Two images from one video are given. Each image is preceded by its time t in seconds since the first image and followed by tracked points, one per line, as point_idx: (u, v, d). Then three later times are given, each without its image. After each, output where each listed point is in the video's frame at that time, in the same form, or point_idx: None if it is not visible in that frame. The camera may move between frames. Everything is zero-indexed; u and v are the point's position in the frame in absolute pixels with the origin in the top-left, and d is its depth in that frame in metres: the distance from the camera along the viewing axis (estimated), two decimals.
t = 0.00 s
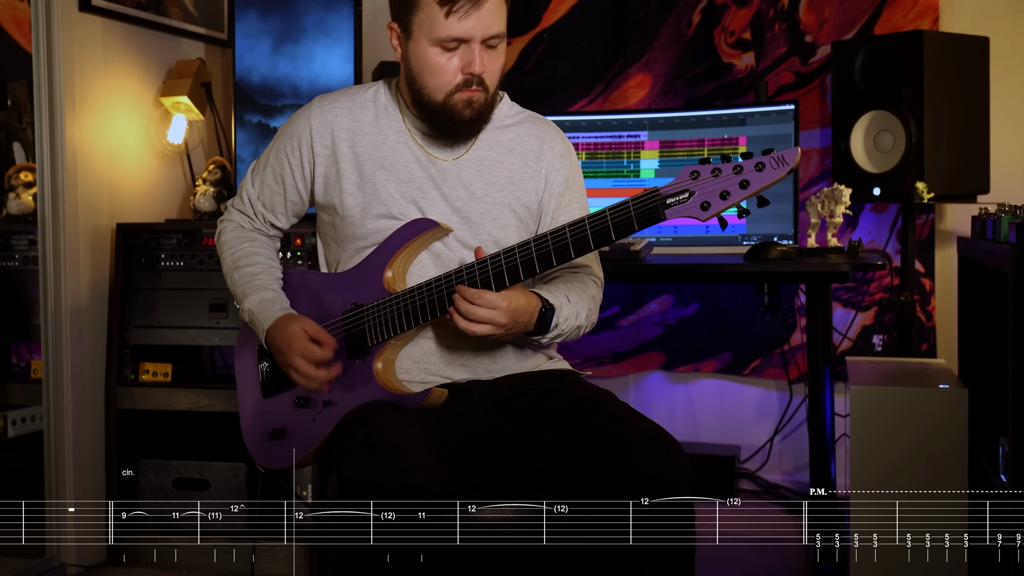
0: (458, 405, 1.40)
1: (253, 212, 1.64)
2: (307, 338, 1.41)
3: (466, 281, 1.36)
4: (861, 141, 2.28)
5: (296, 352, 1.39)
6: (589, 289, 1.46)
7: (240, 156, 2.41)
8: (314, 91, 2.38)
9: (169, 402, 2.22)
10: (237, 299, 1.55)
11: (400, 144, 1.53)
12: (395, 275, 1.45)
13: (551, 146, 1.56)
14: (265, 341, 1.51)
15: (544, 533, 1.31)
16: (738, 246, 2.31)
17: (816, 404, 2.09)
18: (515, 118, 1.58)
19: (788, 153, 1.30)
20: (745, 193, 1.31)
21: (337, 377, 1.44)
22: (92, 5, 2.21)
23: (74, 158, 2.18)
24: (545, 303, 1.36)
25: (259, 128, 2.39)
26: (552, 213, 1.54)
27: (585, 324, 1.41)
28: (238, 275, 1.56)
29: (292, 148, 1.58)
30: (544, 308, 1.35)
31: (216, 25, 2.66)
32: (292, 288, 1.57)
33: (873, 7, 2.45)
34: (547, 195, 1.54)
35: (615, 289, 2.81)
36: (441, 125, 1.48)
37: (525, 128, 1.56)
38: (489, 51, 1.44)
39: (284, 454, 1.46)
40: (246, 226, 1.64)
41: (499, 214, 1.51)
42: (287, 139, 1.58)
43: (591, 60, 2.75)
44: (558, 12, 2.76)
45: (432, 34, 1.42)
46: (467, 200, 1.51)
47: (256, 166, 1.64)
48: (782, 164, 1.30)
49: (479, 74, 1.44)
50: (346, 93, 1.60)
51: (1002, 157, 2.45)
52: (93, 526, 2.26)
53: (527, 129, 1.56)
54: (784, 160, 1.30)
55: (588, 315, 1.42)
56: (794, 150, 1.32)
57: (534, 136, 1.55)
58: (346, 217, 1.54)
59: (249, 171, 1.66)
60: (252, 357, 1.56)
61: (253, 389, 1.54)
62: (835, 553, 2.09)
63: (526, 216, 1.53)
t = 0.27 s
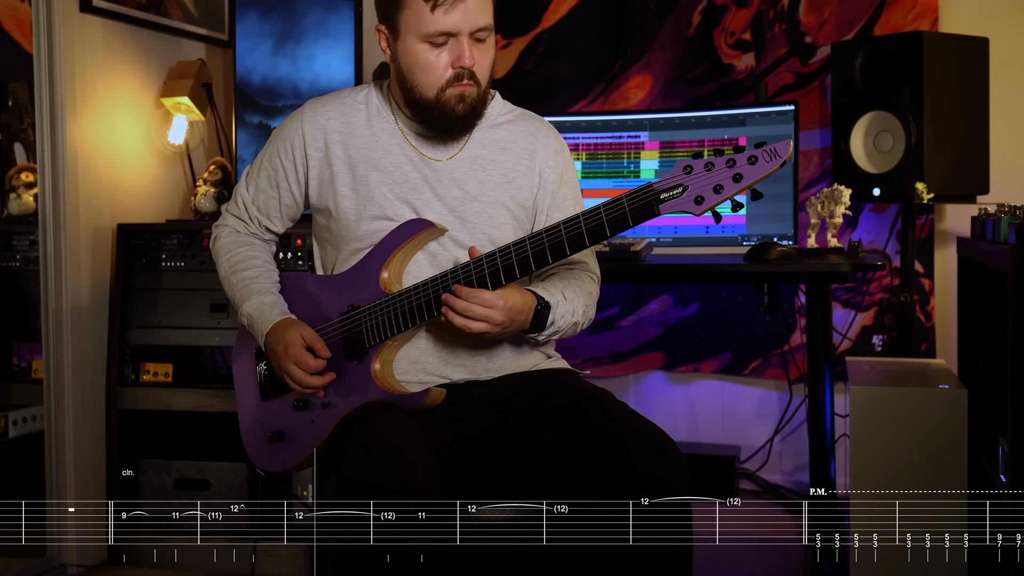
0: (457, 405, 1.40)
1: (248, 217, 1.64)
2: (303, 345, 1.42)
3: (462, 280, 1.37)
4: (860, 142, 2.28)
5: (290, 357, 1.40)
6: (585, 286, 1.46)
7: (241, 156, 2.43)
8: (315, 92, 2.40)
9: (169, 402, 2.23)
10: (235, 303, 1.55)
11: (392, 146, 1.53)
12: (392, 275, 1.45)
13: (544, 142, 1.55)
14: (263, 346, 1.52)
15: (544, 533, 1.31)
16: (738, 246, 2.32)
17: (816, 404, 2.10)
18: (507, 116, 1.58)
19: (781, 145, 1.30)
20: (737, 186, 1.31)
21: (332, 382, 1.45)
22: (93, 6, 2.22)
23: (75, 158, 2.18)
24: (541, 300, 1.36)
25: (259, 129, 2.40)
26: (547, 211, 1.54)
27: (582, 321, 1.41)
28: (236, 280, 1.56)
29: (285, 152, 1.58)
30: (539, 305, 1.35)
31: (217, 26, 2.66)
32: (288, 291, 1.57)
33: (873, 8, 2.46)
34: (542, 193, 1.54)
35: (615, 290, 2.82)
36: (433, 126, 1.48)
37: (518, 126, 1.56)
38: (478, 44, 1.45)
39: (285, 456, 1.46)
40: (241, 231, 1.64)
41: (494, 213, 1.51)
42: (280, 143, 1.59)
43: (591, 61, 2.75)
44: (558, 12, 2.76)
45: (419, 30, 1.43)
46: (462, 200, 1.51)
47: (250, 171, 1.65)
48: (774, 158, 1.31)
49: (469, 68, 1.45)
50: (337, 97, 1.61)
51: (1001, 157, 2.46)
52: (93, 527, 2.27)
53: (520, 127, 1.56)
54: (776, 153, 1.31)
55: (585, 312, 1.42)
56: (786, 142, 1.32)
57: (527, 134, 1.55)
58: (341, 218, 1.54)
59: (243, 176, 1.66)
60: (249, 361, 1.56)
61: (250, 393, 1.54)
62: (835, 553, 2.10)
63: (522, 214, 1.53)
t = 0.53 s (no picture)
0: (458, 405, 1.40)
1: (252, 218, 1.65)
2: (304, 349, 1.42)
3: (463, 281, 1.37)
4: (860, 142, 2.28)
5: (292, 363, 1.40)
6: (585, 288, 1.46)
7: (241, 157, 2.40)
8: (315, 93, 2.41)
9: (170, 403, 2.23)
10: (237, 304, 1.56)
11: (396, 147, 1.54)
12: (392, 276, 1.46)
13: (547, 143, 1.56)
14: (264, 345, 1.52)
15: (544, 533, 1.32)
16: (738, 246, 2.33)
17: (816, 404, 2.10)
18: (511, 117, 1.58)
19: (783, 148, 1.32)
20: (740, 190, 1.33)
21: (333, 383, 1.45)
22: (94, 6, 2.22)
23: (77, 159, 2.19)
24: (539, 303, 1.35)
25: (260, 130, 2.39)
26: (550, 212, 1.54)
27: (581, 324, 1.42)
28: (238, 280, 1.56)
29: (289, 153, 1.58)
30: (536, 308, 1.35)
31: (218, 27, 2.67)
32: (290, 291, 1.58)
33: (872, 9, 2.46)
34: (545, 194, 1.54)
35: (615, 290, 2.82)
36: (437, 123, 1.48)
37: (522, 127, 1.56)
38: (479, 40, 1.46)
39: (285, 455, 1.46)
40: (244, 232, 1.65)
41: (497, 215, 1.51)
42: (284, 144, 1.59)
43: (591, 61, 2.76)
44: (558, 13, 2.77)
45: (420, 28, 1.44)
46: (465, 201, 1.51)
47: (253, 172, 1.65)
48: (776, 160, 1.32)
49: (471, 64, 1.45)
50: (341, 97, 1.61)
51: (1000, 158, 2.46)
52: (95, 527, 2.27)
53: (524, 128, 1.56)
54: (778, 156, 1.32)
55: (585, 314, 1.43)
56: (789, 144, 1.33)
57: (531, 135, 1.55)
58: (344, 219, 1.54)
59: (246, 177, 1.67)
60: (251, 360, 1.56)
61: (252, 393, 1.54)
62: (835, 553, 2.10)
63: (524, 215, 1.53)
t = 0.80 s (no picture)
0: (460, 406, 1.40)
1: (262, 210, 1.64)
2: (308, 343, 1.42)
3: (470, 284, 1.37)
4: (860, 143, 2.29)
5: (295, 356, 1.41)
6: (593, 297, 1.46)
7: (241, 157, 2.41)
8: (316, 93, 2.42)
9: (171, 403, 2.23)
10: (244, 297, 1.56)
11: (409, 146, 1.54)
12: (399, 277, 1.46)
13: (560, 151, 1.57)
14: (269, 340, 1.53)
15: (544, 533, 1.31)
16: (738, 247, 2.32)
17: (816, 404, 2.10)
18: (525, 123, 1.59)
19: (795, 164, 1.32)
20: (751, 205, 1.32)
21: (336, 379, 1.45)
22: (94, 7, 2.23)
23: (78, 160, 2.19)
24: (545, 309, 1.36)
25: (261, 130, 2.39)
26: (560, 219, 1.55)
27: (586, 332, 1.42)
28: (247, 273, 1.57)
29: (302, 148, 1.58)
30: (543, 314, 1.36)
31: (219, 28, 2.67)
32: (297, 287, 1.57)
33: (873, 9, 2.46)
34: (556, 201, 1.55)
35: (615, 291, 2.82)
36: (451, 128, 1.48)
37: (535, 133, 1.57)
38: (499, 56, 1.44)
39: (285, 451, 1.46)
40: (255, 224, 1.64)
41: (507, 219, 1.52)
42: (297, 138, 1.59)
43: (591, 62, 2.76)
44: (559, 14, 2.77)
45: (441, 39, 1.43)
46: (475, 204, 1.51)
47: (266, 164, 1.64)
48: (788, 176, 1.32)
49: (489, 79, 1.45)
50: (357, 94, 1.61)
51: (1000, 158, 2.46)
52: (95, 527, 2.27)
53: (537, 134, 1.57)
54: (791, 172, 1.32)
55: (590, 323, 1.43)
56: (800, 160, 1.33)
57: (544, 142, 1.56)
58: (354, 218, 1.54)
59: (259, 169, 1.66)
60: (255, 355, 1.56)
61: (255, 387, 1.54)
62: (835, 553, 2.10)
63: (534, 221, 1.54)
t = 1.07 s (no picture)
0: (464, 406, 1.40)
1: (276, 202, 1.64)
2: (313, 334, 1.42)
3: (480, 287, 1.37)
4: (859, 144, 2.29)
5: (301, 347, 1.42)
6: (600, 304, 1.47)
7: (242, 157, 2.40)
8: (316, 94, 2.44)
9: (172, 403, 2.24)
10: (253, 289, 1.56)
11: (424, 144, 1.55)
12: (408, 276, 1.45)
13: (574, 157, 1.56)
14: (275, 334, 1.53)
15: (544, 533, 1.31)
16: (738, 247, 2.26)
17: (816, 405, 2.10)
18: (540, 127, 1.59)
19: (807, 179, 1.30)
20: (762, 218, 1.30)
21: (342, 372, 1.45)
22: (95, 8, 2.23)
23: (78, 160, 2.19)
24: (552, 314, 1.36)
25: (261, 130, 2.39)
26: (571, 224, 1.55)
27: (591, 339, 1.42)
28: (257, 264, 1.57)
29: (318, 140, 1.59)
30: (550, 320, 1.36)
31: (219, 28, 2.68)
32: (306, 282, 1.58)
33: (872, 10, 2.47)
34: (567, 206, 1.55)
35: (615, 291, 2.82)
36: (467, 125, 1.49)
37: (550, 137, 1.57)
38: (522, 51, 1.45)
39: (288, 447, 1.47)
40: (267, 216, 1.65)
41: (517, 220, 1.52)
42: (314, 131, 1.59)
43: (591, 63, 2.76)
44: (559, 15, 2.77)
45: (468, 28, 1.44)
46: (487, 204, 1.52)
47: (282, 156, 1.65)
48: (800, 191, 1.30)
49: (510, 72, 1.45)
50: (376, 90, 1.61)
51: (999, 159, 2.47)
52: (96, 527, 2.27)
53: (552, 138, 1.57)
54: (803, 188, 1.31)
55: (596, 330, 1.43)
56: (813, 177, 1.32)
57: (559, 146, 1.56)
58: (366, 214, 1.55)
59: (275, 160, 1.67)
60: (262, 350, 1.57)
61: (260, 382, 1.55)
62: (835, 553, 2.11)
63: (545, 224, 1.54)
